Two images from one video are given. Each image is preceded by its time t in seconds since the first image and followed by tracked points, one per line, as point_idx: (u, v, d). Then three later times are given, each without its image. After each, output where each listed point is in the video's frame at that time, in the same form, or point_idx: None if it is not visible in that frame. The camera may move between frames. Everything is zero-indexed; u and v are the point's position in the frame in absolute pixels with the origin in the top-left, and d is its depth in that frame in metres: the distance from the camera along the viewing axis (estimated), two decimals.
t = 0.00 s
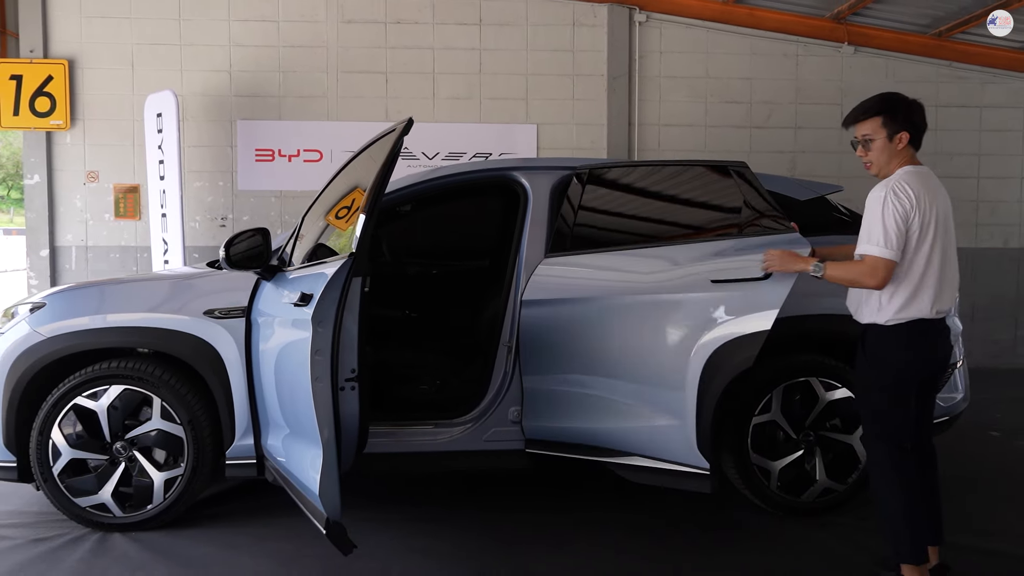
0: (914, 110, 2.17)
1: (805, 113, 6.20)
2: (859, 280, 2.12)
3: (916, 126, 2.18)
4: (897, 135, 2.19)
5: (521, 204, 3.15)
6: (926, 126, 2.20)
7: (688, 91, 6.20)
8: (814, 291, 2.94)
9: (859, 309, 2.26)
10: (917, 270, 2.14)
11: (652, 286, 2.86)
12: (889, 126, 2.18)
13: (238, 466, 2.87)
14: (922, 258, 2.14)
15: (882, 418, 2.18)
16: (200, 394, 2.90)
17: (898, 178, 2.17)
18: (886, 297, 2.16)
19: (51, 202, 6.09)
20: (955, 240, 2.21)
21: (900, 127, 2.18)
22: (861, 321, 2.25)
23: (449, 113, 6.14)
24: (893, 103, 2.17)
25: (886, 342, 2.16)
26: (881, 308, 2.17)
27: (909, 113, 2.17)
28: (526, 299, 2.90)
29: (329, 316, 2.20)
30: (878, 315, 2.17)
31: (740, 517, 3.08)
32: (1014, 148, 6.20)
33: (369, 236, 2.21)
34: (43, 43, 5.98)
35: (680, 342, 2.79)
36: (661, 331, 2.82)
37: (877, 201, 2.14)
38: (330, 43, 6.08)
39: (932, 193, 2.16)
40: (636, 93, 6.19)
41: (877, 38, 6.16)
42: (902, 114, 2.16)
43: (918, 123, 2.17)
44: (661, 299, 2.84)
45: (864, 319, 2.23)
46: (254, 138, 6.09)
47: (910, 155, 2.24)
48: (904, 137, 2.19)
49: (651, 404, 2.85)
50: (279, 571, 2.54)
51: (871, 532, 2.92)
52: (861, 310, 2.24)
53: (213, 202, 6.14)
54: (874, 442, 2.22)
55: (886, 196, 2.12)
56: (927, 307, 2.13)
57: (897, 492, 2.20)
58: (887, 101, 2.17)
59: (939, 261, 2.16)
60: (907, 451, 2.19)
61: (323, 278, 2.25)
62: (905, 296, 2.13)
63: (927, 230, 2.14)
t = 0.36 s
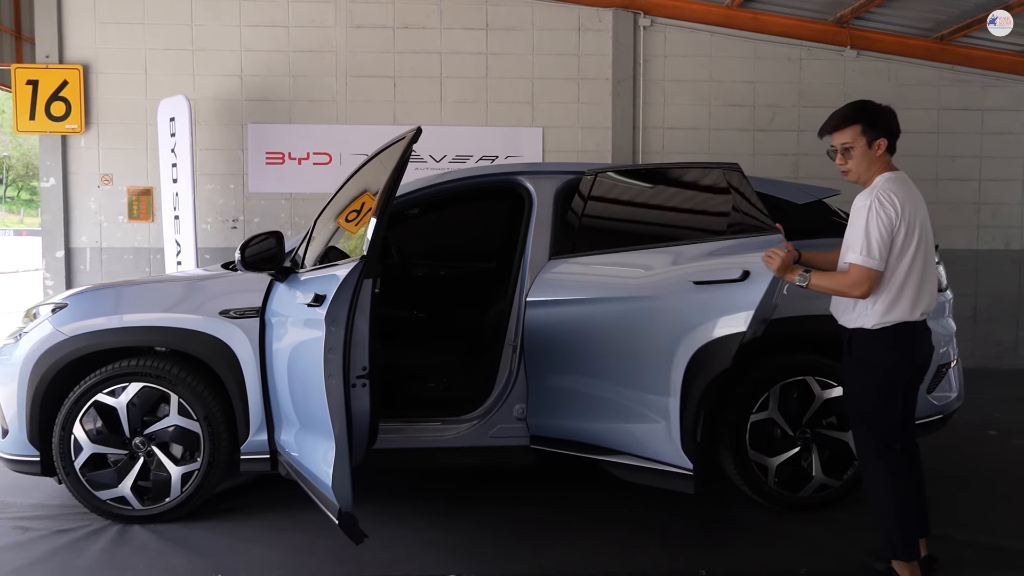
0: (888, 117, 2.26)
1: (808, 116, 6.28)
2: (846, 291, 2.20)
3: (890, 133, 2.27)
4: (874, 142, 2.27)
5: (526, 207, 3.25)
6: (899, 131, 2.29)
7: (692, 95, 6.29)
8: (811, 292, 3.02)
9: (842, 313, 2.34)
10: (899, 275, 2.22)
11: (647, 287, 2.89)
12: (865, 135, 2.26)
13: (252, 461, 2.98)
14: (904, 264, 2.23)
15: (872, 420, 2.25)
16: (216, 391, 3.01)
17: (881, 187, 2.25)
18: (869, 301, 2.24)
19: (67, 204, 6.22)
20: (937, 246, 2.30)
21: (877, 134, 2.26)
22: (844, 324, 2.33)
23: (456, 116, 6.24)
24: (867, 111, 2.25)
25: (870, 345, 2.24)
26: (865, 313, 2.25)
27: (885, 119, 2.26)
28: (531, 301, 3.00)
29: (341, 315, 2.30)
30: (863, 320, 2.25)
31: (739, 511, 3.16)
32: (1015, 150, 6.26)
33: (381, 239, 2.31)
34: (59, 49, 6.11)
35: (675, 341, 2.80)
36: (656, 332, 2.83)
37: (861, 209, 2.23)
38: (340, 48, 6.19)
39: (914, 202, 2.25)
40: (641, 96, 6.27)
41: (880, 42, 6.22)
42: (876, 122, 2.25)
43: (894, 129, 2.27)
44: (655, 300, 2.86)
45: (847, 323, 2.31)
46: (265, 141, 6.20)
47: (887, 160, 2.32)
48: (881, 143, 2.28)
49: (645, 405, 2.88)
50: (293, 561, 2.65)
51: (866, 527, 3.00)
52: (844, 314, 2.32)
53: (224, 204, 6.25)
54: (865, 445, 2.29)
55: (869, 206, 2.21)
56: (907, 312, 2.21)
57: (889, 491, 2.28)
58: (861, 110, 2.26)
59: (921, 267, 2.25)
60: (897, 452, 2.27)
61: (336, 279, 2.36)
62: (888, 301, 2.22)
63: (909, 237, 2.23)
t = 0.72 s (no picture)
0: (855, 121, 2.35)
1: (808, 118, 6.36)
2: (806, 284, 2.32)
3: (862, 138, 2.35)
4: (839, 145, 2.39)
5: (527, 208, 3.34)
6: (872, 136, 2.35)
7: (693, 97, 6.37)
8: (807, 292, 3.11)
9: (830, 314, 2.43)
10: (883, 277, 2.31)
11: (625, 283, 2.88)
12: (832, 139, 2.39)
13: (261, 455, 3.06)
14: (888, 265, 2.32)
15: (862, 417, 2.34)
16: (227, 388, 3.11)
17: (865, 191, 2.32)
18: (855, 302, 2.34)
19: (78, 204, 6.33)
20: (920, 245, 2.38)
21: (840, 138, 2.38)
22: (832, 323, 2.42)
23: (460, 118, 6.33)
24: (837, 116, 2.39)
25: (860, 343, 2.33)
26: (850, 313, 2.35)
27: (849, 124, 2.36)
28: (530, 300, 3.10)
29: (350, 315, 2.39)
30: (849, 320, 2.35)
31: (735, 505, 3.25)
32: (1012, 151, 6.34)
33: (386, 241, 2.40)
34: (69, 52, 6.22)
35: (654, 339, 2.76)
36: (636, 327, 2.81)
37: (846, 214, 2.30)
38: (345, 51, 6.28)
39: (897, 205, 2.33)
40: (642, 98, 6.36)
41: (878, 44, 6.29)
42: (839, 128, 2.37)
43: (859, 133, 2.35)
44: (631, 295, 2.84)
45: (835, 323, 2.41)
46: (272, 142, 6.30)
47: (867, 164, 2.39)
48: (846, 147, 2.38)
49: (623, 402, 2.87)
50: (302, 551, 2.74)
51: (859, 520, 3.08)
52: (832, 314, 2.42)
53: (232, 205, 6.36)
54: (855, 441, 2.37)
55: (855, 211, 2.27)
56: (893, 312, 2.30)
57: (878, 486, 2.36)
58: (832, 115, 2.40)
59: (904, 267, 2.33)
60: (886, 448, 2.35)
61: (345, 279, 2.45)
62: (872, 303, 2.31)
63: (892, 240, 2.31)
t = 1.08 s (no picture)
0: (825, 129, 2.43)
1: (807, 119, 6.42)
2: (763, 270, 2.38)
3: (831, 145, 2.43)
4: (812, 151, 2.48)
5: (527, 210, 3.42)
6: (843, 142, 2.42)
7: (693, 99, 6.44)
8: (801, 292, 3.18)
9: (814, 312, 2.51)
10: (857, 277, 2.39)
11: (611, 283, 2.93)
12: (804, 146, 2.48)
13: (268, 450, 3.14)
14: (862, 265, 2.40)
15: (848, 416, 2.41)
16: (235, 385, 3.19)
17: (838, 195, 2.41)
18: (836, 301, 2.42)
19: (87, 205, 6.43)
20: (896, 244, 2.45)
21: (812, 144, 2.47)
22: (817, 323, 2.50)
23: (463, 120, 6.41)
24: (810, 124, 2.47)
25: (847, 341, 2.40)
26: (832, 312, 2.43)
27: (819, 131, 2.44)
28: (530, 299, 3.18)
29: (355, 313, 2.47)
30: (832, 318, 2.43)
31: (730, 499, 3.32)
32: (1010, 152, 6.40)
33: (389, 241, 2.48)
34: (79, 55, 6.32)
35: (634, 332, 2.78)
36: (617, 324, 2.85)
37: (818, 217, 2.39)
38: (350, 54, 6.37)
39: (870, 206, 2.40)
40: (643, 100, 6.43)
41: (877, 47, 6.36)
42: (810, 135, 2.46)
43: (829, 141, 2.43)
44: (615, 294, 2.89)
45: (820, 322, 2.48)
46: (277, 144, 6.38)
47: (842, 168, 2.46)
48: (818, 153, 2.47)
49: (604, 399, 2.90)
50: (308, 543, 2.82)
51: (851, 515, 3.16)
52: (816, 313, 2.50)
53: (239, 205, 6.45)
54: (842, 440, 2.44)
55: (825, 214, 2.36)
56: (875, 310, 2.38)
57: (865, 484, 2.43)
58: (806, 123, 2.49)
59: (881, 264, 2.41)
60: (872, 445, 2.42)
61: (350, 279, 2.53)
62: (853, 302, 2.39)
63: (866, 240, 2.39)
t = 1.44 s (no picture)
0: (803, 136, 2.49)
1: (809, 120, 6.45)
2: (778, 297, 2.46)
3: (809, 152, 2.49)
4: (794, 157, 2.54)
5: (528, 211, 3.47)
6: (821, 147, 2.47)
7: (696, 100, 6.48)
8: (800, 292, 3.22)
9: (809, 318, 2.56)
10: (850, 282, 2.44)
11: (612, 285, 2.98)
12: (787, 153, 2.54)
13: (274, 448, 3.20)
14: (853, 270, 2.44)
15: (841, 416, 2.46)
16: (241, 384, 3.25)
17: (822, 204, 2.46)
18: (827, 307, 2.47)
19: (95, 207, 6.50)
20: (886, 248, 2.48)
21: (793, 151, 2.53)
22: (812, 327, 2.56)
23: (466, 121, 6.46)
24: (792, 131, 2.53)
25: (839, 343, 2.45)
26: (824, 317, 2.48)
27: (798, 138, 2.50)
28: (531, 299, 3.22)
29: (358, 313, 2.53)
30: (824, 323, 2.48)
31: (729, 497, 3.37)
32: (1011, 152, 6.42)
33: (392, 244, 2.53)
34: (87, 58, 6.39)
35: (636, 334, 2.83)
36: (619, 325, 2.89)
37: (804, 229, 2.44)
38: (354, 56, 6.42)
39: (855, 212, 2.44)
40: (645, 102, 6.47)
41: (879, 48, 6.38)
42: (791, 142, 2.52)
43: (807, 147, 2.48)
44: (617, 296, 2.93)
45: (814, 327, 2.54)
46: (283, 145, 6.44)
47: (825, 172, 2.51)
48: (799, 159, 2.53)
49: (606, 398, 2.95)
50: (313, 539, 2.88)
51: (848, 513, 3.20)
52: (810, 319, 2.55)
53: (245, 206, 6.51)
54: (837, 439, 2.48)
55: (811, 225, 2.42)
56: (865, 313, 2.42)
57: (858, 483, 2.47)
58: (787, 131, 2.55)
59: (871, 268, 2.44)
60: (866, 444, 2.47)
61: (354, 279, 2.58)
62: (843, 306, 2.44)
63: (853, 245, 2.43)
